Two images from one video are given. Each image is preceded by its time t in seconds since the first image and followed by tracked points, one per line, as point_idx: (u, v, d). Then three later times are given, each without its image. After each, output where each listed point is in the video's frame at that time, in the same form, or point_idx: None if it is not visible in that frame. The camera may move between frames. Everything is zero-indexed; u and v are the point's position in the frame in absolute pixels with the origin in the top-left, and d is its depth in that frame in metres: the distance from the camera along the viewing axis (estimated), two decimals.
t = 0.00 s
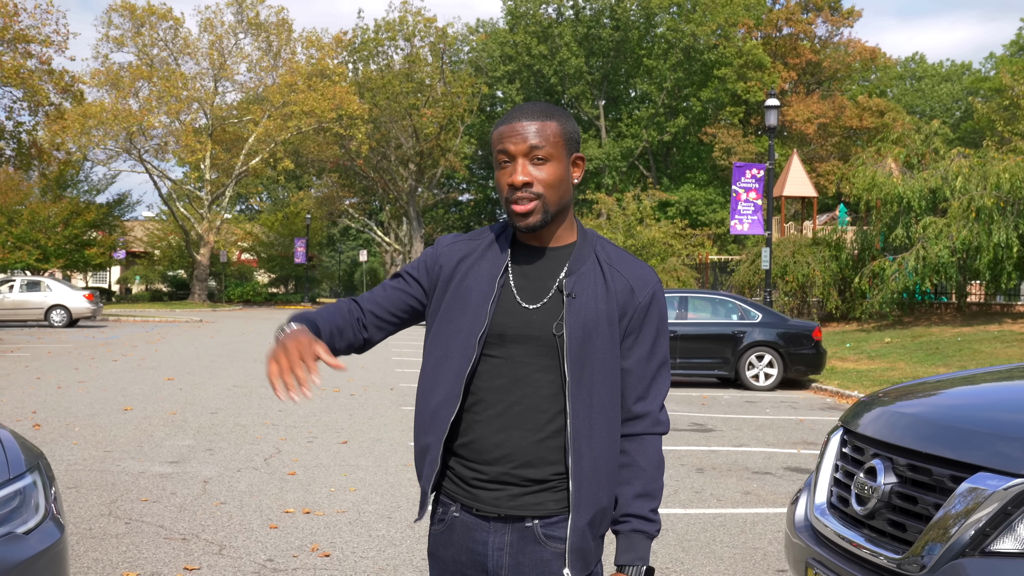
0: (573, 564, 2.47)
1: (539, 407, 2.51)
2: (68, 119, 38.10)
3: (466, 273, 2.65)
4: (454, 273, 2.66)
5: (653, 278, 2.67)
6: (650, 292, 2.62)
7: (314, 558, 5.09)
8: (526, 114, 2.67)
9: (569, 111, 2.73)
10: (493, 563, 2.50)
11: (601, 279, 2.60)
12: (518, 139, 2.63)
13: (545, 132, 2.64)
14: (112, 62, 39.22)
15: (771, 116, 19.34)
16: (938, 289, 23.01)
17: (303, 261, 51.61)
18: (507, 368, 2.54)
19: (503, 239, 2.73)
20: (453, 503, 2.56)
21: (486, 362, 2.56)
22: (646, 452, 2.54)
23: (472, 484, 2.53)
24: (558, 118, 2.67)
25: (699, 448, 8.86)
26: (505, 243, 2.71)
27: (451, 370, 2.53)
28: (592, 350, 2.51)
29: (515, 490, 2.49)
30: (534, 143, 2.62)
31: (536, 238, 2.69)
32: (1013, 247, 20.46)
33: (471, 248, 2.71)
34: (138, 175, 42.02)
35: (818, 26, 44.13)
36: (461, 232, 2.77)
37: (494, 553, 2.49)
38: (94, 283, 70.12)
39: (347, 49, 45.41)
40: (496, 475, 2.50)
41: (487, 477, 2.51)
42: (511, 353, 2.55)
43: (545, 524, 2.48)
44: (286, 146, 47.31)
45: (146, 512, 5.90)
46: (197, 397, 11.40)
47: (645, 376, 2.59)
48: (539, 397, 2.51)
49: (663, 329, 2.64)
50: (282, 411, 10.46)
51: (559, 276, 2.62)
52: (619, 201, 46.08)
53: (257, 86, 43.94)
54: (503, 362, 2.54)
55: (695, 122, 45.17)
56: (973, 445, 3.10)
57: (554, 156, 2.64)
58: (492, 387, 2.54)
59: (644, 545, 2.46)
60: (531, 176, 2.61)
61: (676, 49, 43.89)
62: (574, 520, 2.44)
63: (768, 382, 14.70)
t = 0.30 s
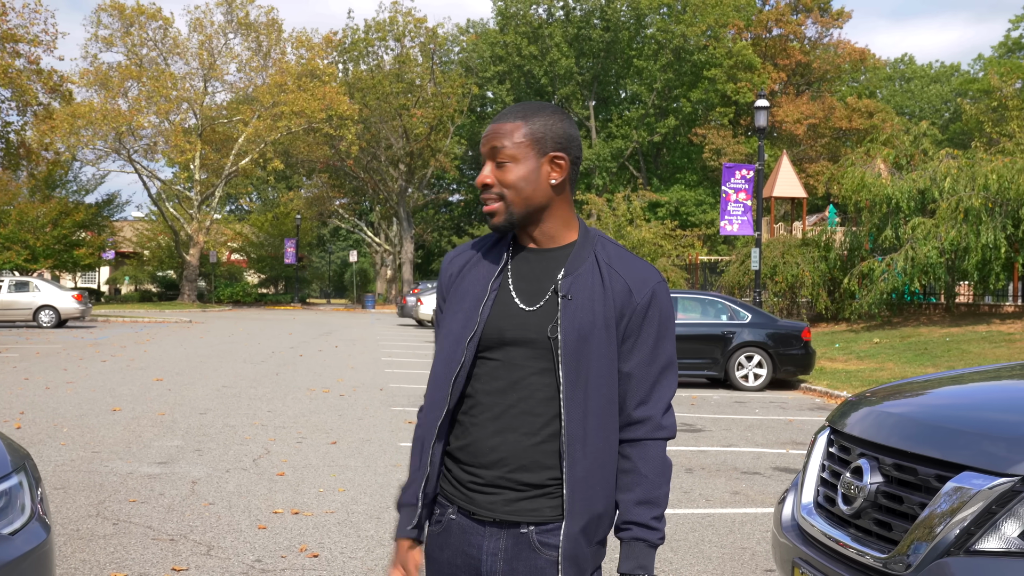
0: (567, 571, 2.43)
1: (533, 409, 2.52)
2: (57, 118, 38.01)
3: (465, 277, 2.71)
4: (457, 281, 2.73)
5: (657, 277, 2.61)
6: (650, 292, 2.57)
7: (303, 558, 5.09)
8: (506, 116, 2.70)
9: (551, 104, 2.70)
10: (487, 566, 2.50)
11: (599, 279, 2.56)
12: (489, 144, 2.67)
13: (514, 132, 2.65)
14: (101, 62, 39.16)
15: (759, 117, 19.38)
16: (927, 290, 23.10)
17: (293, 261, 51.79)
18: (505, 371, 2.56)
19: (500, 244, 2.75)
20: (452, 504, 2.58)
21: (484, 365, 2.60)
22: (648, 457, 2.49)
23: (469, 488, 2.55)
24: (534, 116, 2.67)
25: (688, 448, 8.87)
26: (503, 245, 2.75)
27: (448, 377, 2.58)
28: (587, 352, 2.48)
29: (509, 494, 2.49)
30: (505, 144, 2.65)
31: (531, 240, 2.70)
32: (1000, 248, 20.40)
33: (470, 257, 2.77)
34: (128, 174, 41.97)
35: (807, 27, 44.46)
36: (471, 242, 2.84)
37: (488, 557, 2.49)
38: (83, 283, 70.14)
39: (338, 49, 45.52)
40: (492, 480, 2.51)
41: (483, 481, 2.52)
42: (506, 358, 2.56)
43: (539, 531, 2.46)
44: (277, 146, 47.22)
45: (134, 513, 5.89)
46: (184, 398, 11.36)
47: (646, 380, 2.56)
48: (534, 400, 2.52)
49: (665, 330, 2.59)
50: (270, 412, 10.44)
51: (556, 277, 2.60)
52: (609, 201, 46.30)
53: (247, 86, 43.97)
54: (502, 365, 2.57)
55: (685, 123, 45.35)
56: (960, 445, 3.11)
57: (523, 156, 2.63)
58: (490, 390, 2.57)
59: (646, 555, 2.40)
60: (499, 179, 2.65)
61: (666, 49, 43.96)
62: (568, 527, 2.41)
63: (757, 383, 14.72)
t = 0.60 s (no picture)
0: None
1: (531, 412, 2.56)
2: (51, 118, 37.94)
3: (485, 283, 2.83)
4: (477, 287, 2.84)
5: (646, 267, 2.47)
6: (629, 283, 2.45)
7: (297, 558, 5.08)
8: (494, 121, 2.76)
9: (539, 101, 2.69)
10: (492, 564, 2.58)
11: (584, 278, 2.52)
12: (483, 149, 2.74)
13: (498, 135, 2.70)
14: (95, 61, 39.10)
15: (754, 116, 19.35)
16: (920, 289, 23.14)
17: (287, 261, 51.51)
18: (511, 375, 2.62)
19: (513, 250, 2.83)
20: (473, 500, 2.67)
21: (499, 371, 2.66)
22: (644, 461, 2.29)
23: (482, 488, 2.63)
24: (515, 117, 2.70)
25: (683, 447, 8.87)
26: (522, 248, 2.82)
27: (468, 379, 2.69)
28: (570, 350, 2.47)
29: (514, 494, 2.54)
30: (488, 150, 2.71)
31: (537, 238, 2.73)
32: (993, 248, 20.47)
33: (493, 262, 2.87)
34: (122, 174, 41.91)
35: (802, 26, 44.58)
36: (502, 247, 2.91)
37: (493, 556, 2.57)
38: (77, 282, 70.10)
39: (332, 48, 45.57)
40: (499, 481, 2.58)
41: (495, 480, 2.59)
42: (510, 362, 2.62)
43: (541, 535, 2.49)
44: (271, 146, 47.16)
45: (127, 513, 5.88)
46: (179, 397, 11.34)
47: (639, 375, 2.38)
48: (534, 403, 2.57)
49: (658, 323, 2.41)
50: (265, 411, 10.42)
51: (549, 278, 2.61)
52: (604, 200, 46.39)
53: (241, 86, 43.94)
54: (508, 370, 2.63)
55: (679, 122, 45.36)
56: (954, 444, 3.11)
57: (507, 158, 2.67)
58: (498, 394, 2.64)
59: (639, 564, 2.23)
60: (487, 183, 2.71)
61: (660, 49, 43.94)
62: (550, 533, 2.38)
63: (752, 382, 14.74)
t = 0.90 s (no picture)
0: None
1: (527, 415, 2.59)
2: (42, 117, 37.87)
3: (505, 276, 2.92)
4: (495, 284, 2.88)
5: (642, 277, 2.45)
6: (620, 292, 2.43)
7: (287, 559, 5.07)
8: (505, 122, 2.71)
9: (550, 101, 2.65)
10: (488, 563, 2.63)
11: (582, 285, 2.51)
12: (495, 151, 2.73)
13: (508, 137, 2.67)
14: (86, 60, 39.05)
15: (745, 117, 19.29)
16: (912, 290, 23.20)
17: (279, 260, 51.44)
18: (514, 382, 2.64)
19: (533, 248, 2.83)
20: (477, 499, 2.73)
21: (507, 374, 2.68)
22: (615, 471, 2.26)
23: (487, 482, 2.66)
24: (525, 119, 2.66)
25: (675, 447, 8.88)
26: (536, 249, 2.82)
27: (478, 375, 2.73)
28: (563, 356, 2.48)
29: (514, 496, 2.58)
30: (498, 153, 2.68)
31: (552, 240, 2.72)
32: (984, 248, 20.33)
33: (512, 258, 2.90)
34: (114, 173, 41.83)
35: (794, 27, 44.73)
36: (523, 242, 2.93)
37: (490, 555, 2.62)
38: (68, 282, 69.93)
39: (324, 48, 45.65)
40: (498, 481, 2.62)
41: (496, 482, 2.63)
42: (515, 363, 2.65)
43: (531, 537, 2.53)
44: (264, 145, 47.15)
45: (118, 513, 5.87)
46: (170, 397, 11.32)
47: (622, 386, 2.35)
48: (529, 405, 2.59)
49: (648, 333, 2.38)
50: (256, 411, 10.40)
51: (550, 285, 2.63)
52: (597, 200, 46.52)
53: (233, 85, 43.93)
54: (512, 374, 2.66)
55: (672, 123, 45.42)
56: (943, 442, 3.12)
57: (516, 161, 2.65)
58: (503, 396, 2.66)
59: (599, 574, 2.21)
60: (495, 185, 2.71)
61: (653, 49, 43.95)
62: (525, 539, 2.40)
63: (744, 382, 14.77)
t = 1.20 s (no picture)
0: None
1: (526, 412, 2.58)
2: (31, 116, 37.77)
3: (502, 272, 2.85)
4: (497, 276, 2.86)
5: (647, 281, 2.44)
6: (625, 296, 2.42)
7: (279, 558, 5.06)
8: (520, 115, 2.71)
9: (566, 96, 2.64)
10: (483, 561, 2.64)
11: (587, 285, 2.50)
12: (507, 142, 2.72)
13: (521, 129, 2.67)
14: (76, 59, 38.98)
15: (736, 116, 19.30)
16: (902, 289, 23.27)
17: (270, 260, 51.34)
18: (514, 381, 2.63)
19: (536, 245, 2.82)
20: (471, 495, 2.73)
21: (507, 369, 2.66)
22: (607, 473, 2.28)
23: (485, 480, 2.65)
24: (539, 113, 2.66)
25: (667, 446, 8.89)
26: (542, 245, 2.81)
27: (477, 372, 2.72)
28: (564, 356, 2.47)
29: (509, 494, 2.58)
30: (511, 145, 2.68)
31: (557, 239, 2.71)
32: (974, 248, 20.26)
33: (515, 251, 2.88)
34: (104, 172, 41.72)
35: (785, 27, 44.80)
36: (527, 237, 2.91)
37: (485, 552, 2.62)
38: (57, 281, 69.69)
39: (315, 47, 45.66)
40: (495, 477, 2.62)
41: (492, 481, 2.62)
42: (515, 359, 2.64)
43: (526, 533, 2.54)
44: (255, 144, 47.09)
45: (108, 512, 5.85)
46: (160, 397, 11.28)
47: (622, 390, 2.35)
48: (528, 403, 2.58)
49: (650, 339, 2.38)
50: (247, 410, 10.38)
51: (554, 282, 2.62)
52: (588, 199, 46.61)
53: (224, 84, 43.86)
54: (510, 370, 2.65)
55: (663, 123, 45.49)
56: (935, 440, 3.13)
57: (527, 155, 2.65)
58: (502, 392, 2.65)
59: None
60: (505, 176, 2.70)
61: (644, 49, 43.94)
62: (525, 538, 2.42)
63: (734, 381, 14.78)
